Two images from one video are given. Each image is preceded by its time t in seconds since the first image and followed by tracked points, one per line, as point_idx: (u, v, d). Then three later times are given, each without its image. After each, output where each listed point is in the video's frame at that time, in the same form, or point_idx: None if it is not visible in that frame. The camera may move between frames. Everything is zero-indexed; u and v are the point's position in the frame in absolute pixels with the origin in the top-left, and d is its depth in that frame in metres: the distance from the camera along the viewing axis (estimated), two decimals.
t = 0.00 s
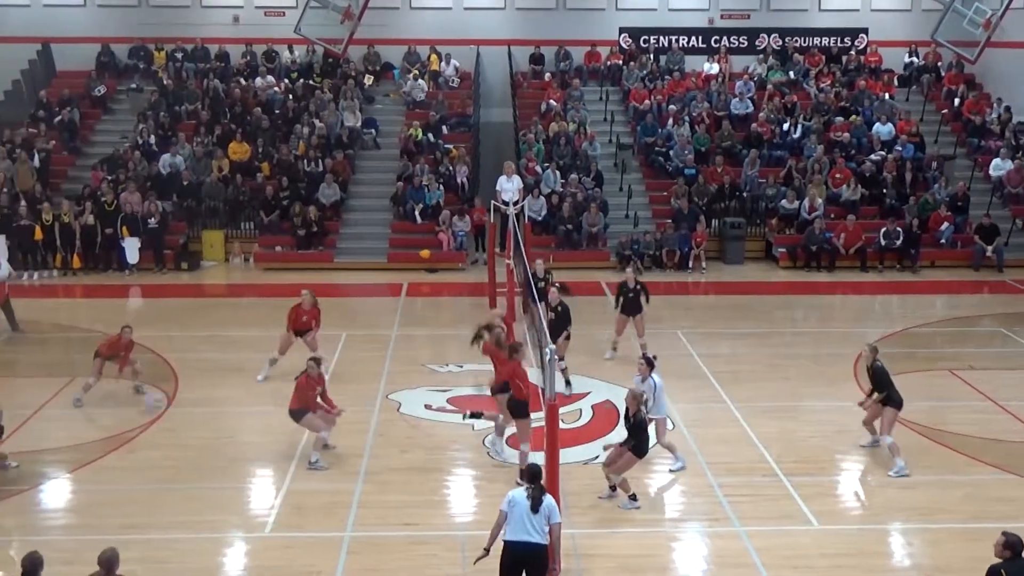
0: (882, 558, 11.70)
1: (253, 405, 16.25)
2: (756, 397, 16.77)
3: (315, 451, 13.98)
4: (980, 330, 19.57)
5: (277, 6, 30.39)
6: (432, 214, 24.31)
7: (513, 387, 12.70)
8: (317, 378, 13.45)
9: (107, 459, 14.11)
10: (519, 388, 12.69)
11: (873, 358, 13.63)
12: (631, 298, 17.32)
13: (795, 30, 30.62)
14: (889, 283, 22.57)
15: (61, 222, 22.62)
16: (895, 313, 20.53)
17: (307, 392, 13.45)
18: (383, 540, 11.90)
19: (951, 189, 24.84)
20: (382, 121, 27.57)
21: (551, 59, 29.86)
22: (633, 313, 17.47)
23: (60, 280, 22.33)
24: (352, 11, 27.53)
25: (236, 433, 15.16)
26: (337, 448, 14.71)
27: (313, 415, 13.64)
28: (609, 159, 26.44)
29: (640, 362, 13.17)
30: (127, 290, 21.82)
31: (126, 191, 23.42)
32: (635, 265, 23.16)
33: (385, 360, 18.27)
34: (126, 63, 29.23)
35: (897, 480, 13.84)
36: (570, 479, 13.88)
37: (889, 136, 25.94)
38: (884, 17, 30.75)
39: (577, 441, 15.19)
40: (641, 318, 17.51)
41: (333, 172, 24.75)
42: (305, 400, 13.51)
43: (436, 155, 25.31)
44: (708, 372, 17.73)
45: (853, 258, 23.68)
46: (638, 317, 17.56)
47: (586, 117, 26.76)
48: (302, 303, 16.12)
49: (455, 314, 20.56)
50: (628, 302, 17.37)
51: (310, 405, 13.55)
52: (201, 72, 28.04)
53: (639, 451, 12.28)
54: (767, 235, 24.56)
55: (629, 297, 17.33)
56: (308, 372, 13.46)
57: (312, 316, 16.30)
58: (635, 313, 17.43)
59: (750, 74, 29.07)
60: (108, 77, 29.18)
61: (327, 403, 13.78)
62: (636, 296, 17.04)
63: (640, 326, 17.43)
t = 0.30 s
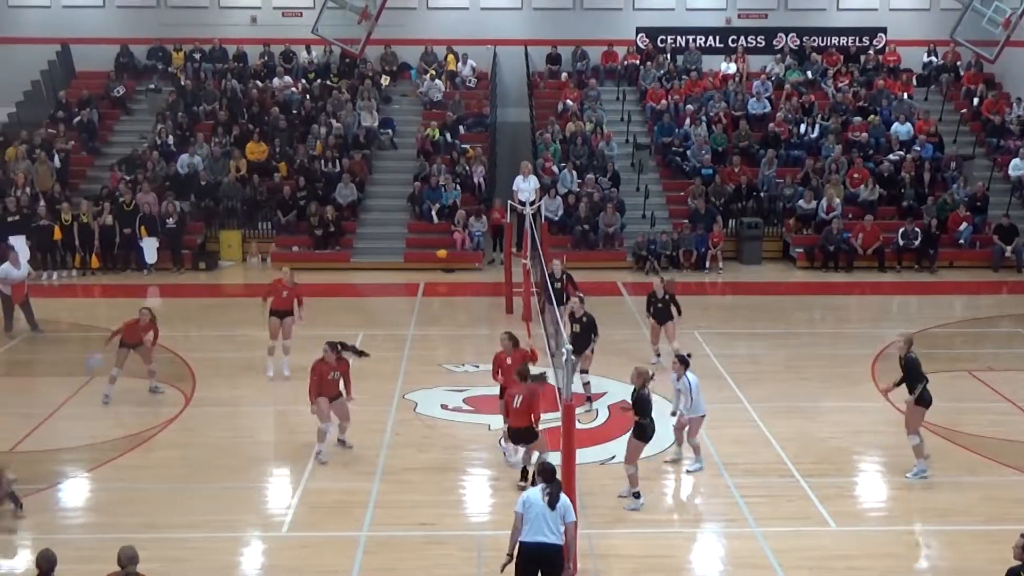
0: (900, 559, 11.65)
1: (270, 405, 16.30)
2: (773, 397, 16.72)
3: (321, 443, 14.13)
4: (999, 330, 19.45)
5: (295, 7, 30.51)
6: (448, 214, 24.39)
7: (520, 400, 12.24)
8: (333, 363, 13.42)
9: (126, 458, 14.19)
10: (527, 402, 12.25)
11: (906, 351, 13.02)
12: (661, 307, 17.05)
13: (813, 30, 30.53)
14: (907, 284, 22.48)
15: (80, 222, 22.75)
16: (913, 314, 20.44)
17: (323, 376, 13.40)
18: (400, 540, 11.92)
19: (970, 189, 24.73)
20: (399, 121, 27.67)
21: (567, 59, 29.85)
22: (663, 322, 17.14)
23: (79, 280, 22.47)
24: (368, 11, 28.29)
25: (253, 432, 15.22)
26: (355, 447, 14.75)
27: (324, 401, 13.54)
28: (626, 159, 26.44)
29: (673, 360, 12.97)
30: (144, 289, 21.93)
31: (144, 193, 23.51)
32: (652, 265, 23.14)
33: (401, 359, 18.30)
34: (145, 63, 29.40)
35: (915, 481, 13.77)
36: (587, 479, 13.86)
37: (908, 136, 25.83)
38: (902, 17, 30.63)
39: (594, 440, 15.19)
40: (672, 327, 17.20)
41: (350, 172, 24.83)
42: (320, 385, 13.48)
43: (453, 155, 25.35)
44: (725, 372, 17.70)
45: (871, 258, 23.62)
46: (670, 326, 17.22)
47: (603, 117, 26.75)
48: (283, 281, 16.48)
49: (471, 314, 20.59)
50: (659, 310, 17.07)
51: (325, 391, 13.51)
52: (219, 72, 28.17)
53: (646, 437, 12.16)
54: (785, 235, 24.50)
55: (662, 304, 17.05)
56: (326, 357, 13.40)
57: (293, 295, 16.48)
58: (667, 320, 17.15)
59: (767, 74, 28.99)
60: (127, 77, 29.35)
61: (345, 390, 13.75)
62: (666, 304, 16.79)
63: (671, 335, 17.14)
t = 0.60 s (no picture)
0: (910, 560, 11.63)
1: (280, 405, 16.34)
2: (784, 397, 16.70)
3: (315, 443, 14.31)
4: (1010, 331, 19.39)
5: (306, 7, 30.55)
6: (459, 214, 24.46)
7: (514, 385, 12.21)
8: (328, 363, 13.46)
9: (137, 457, 14.24)
10: (520, 389, 12.19)
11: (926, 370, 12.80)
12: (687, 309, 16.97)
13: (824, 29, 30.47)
14: (918, 284, 22.42)
15: (92, 222, 22.84)
16: (924, 314, 20.38)
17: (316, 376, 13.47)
18: (411, 540, 11.94)
19: (981, 189, 24.65)
20: (409, 121, 27.73)
21: (577, 59, 29.84)
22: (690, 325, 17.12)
23: (90, 280, 22.55)
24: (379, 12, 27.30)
25: (263, 432, 15.26)
26: (366, 447, 14.77)
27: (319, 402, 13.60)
28: (636, 159, 26.44)
29: (699, 363, 13.00)
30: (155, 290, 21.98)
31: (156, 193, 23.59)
32: (662, 265, 23.12)
33: (412, 359, 18.32)
34: (156, 64, 29.49)
35: (926, 482, 13.73)
36: (597, 479, 13.86)
37: (919, 135, 25.82)
38: (913, 16, 30.56)
39: (604, 441, 15.17)
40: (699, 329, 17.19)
41: (361, 172, 24.91)
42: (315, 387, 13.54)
43: (464, 155, 25.37)
44: (735, 372, 17.68)
45: (882, 258, 23.57)
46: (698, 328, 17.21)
47: (613, 117, 26.75)
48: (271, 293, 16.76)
49: (481, 314, 20.61)
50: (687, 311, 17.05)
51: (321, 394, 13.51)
52: (230, 73, 28.25)
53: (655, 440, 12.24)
54: (795, 235, 24.46)
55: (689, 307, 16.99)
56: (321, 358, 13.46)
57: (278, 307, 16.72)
58: (693, 323, 17.12)
59: (778, 74, 28.94)
60: (138, 78, 29.45)
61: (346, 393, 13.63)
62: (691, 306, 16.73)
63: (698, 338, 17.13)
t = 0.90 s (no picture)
0: (916, 561, 11.61)
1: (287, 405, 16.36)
2: (790, 397, 16.68)
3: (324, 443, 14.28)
4: (1017, 331, 19.33)
5: (312, 8, 30.58)
6: (464, 214, 24.44)
7: (484, 397, 11.92)
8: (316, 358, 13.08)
9: (143, 457, 14.28)
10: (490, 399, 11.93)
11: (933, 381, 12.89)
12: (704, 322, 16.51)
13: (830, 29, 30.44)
14: (924, 283, 22.39)
15: (99, 223, 22.93)
16: (930, 314, 20.34)
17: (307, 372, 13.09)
18: (417, 540, 11.95)
19: (988, 188, 24.62)
20: (415, 121, 27.78)
21: (583, 60, 29.86)
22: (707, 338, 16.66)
23: (97, 281, 22.62)
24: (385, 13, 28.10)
25: (269, 433, 15.29)
26: (372, 447, 14.79)
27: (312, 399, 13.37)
28: (642, 159, 26.46)
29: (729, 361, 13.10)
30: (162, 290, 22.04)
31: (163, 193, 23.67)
32: (668, 265, 23.12)
33: (418, 360, 18.33)
34: (163, 65, 29.57)
35: (933, 482, 13.71)
36: (603, 480, 13.87)
37: (926, 135, 25.75)
38: (920, 16, 30.51)
39: (610, 441, 15.17)
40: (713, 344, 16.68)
41: (367, 173, 24.90)
42: (303, 382, 13.17)
43: (470, 155, 25.39)
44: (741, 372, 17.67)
45: (889, 258, 23.54)
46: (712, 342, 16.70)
47: (619, 117, 26.76)
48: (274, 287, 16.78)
49: (487, 314, 20.61)
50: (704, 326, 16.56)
51: (311, 386, 13.23)
52: (237, 74, 28.32)
53: (668, 441, 12.16)
54: (802, 235, 24.44)
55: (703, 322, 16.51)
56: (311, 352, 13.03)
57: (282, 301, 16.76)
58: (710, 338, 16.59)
59: (784, 74, 28.91)
60: (144, 79, 29.53)
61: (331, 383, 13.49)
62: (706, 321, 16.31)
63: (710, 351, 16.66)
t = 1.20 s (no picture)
0: (917, 560, 11.60)
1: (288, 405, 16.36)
2: (792, 397, 16.67)
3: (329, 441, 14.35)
4: (1018, 330, 19.31)
5: (313, 8, 30.59)
6: (465, 214, 24.45)
7: (456, 390, 11.68)
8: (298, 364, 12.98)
9: (144, 458, 14.29)
10: (463, 393, 11.69)
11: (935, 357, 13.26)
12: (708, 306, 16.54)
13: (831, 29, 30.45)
14: (926, 283, 22.37)
15: (100, 223, 22.96)
16: (931, 314, 20.32)
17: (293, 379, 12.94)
18: (417, 540, 11.95)
19: (989, 188, 24.62)
20: (415, 121, 27.81)
21: (584, 60, 29.87)
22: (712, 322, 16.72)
23: (98, 281, 22.65)
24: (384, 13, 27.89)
25: (270, 433, 15.28)
26: (372, 448, 14.79)
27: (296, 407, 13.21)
28: (643, 159, 26.47)
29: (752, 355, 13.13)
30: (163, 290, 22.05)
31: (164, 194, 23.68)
32: (669, 265, 23.12)
33: (419, 360, 18.33)
34: (164, 65, 29.60)
35: (934, 482, 13.70)
36: (604, 480, 13.86)
37: (926, 134, 25.75)
38: (921, 15, 30.52)
39: (611, 441, 15.17)
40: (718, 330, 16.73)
41: (367, 173, 24.92)
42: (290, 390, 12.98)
43: (471, 155, 25.39)
44: (743, 372, 17.66)
45: (890, 258, 23.53)
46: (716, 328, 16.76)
47: (620, 117, 26.77)
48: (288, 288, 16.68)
49: (488, 314, 20.61)
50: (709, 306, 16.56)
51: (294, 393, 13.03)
52: (238, 74, 28.37)
53: (687, 439, 12.16)
54: (802, 234, 24.44)
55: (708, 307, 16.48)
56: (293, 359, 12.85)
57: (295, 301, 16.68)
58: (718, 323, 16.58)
59: (785, 73, 28.91)
60: (145, 79, 29.57)
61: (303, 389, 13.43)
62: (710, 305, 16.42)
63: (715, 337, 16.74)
